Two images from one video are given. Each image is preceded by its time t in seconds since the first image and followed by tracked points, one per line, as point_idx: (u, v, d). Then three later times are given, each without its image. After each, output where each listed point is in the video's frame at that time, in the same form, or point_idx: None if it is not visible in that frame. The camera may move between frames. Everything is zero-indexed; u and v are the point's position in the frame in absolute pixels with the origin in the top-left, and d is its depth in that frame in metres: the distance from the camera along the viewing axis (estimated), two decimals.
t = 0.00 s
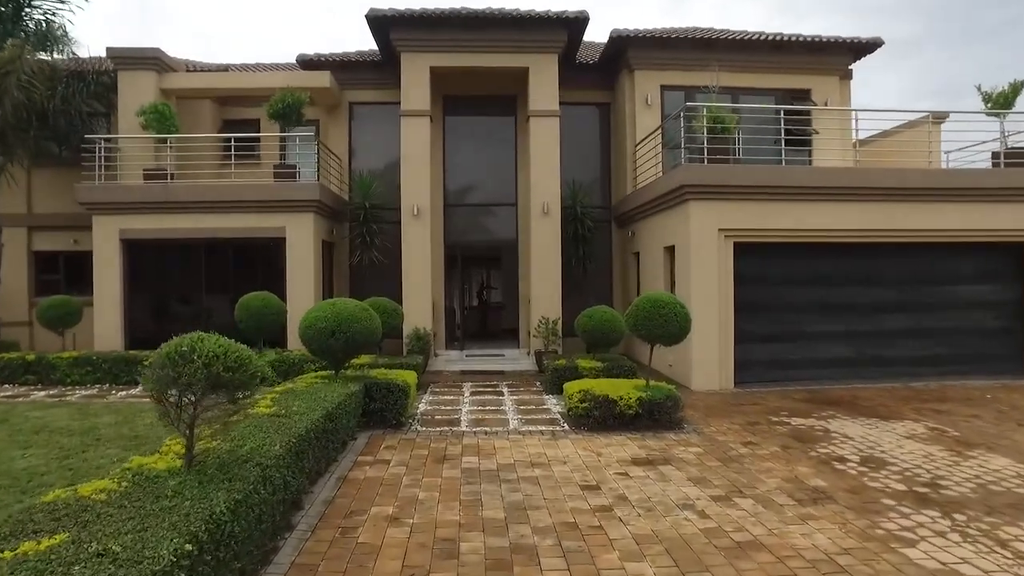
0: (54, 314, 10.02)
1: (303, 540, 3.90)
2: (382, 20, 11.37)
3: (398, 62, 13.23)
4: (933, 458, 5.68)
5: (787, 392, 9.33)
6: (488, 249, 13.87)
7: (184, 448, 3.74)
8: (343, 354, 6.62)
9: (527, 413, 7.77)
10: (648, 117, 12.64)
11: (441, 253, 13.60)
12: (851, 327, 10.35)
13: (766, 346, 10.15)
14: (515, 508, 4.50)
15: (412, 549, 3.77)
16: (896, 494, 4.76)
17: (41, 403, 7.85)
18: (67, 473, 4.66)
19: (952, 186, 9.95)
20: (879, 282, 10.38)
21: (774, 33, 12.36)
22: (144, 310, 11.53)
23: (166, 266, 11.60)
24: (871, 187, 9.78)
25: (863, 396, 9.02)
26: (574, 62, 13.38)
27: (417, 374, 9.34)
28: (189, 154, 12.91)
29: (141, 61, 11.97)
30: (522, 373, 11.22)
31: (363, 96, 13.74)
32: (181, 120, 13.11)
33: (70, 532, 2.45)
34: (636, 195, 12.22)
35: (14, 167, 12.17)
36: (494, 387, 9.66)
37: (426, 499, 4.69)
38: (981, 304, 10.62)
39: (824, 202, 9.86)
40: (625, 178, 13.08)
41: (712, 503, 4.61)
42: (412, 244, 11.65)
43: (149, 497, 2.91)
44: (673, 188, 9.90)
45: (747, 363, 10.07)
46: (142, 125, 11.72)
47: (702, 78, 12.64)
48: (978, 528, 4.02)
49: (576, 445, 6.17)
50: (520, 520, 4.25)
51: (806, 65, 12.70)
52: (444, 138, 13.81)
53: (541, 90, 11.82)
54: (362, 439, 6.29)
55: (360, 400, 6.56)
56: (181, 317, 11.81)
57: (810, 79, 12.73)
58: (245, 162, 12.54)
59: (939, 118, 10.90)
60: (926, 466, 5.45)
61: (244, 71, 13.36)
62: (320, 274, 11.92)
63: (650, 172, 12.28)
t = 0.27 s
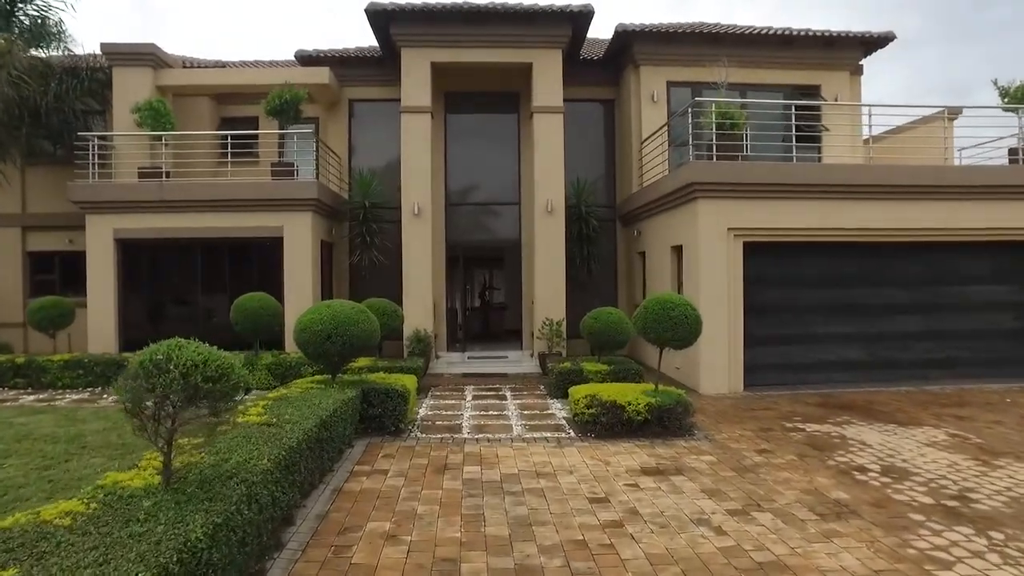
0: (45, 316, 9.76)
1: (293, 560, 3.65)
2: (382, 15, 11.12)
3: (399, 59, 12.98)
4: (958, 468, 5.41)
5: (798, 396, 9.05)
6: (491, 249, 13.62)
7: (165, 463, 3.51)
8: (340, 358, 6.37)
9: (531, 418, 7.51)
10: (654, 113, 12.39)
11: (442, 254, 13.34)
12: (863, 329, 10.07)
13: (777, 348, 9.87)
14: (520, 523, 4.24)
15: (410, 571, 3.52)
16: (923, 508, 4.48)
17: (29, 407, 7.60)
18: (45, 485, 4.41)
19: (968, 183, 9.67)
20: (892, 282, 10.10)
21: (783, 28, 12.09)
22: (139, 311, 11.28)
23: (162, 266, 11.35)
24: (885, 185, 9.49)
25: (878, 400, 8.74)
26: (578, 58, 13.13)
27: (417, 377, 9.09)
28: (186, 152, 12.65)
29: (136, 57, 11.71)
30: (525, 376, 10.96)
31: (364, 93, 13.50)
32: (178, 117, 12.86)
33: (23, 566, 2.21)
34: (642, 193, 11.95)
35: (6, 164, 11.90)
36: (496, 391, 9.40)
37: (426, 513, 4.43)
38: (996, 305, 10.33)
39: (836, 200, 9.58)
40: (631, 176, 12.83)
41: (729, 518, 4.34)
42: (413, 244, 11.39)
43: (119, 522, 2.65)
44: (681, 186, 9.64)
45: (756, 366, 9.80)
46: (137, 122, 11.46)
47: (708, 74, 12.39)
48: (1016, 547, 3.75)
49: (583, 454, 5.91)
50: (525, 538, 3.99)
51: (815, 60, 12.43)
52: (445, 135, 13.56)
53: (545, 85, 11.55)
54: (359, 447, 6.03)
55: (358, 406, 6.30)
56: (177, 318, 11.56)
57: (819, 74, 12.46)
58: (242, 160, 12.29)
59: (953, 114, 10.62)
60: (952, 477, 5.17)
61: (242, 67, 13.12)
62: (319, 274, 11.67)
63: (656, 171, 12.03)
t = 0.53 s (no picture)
0: (34, 316, 9.52)
1: None
2: (381, 8, 10.88)
3: (398, 54, 12.74)
4: (983, 476, 5.15)
5: (808, 398, 8.80)
6: (491, 248, 13.37)
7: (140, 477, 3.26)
8: (335, 360, 6.13)
9: (533, 422, 7.26)
10: (658, 109, 12.16)
11: (442, 253, 13.09)
12: (873, 329, 9.81)
13: (785, 349, 9.60)
14: (522, 538, 3.99)
15: None
16: (950, 521, 4.23)
17: (15, 411, 7.36)
18: (20, 496, 4.16)
19: (982, 179, 9.40)
20: (903, 281, 9.84)
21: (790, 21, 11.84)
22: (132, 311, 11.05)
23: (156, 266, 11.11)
24: (897, 181, 9.24)
25: (891, 403, 8.48)
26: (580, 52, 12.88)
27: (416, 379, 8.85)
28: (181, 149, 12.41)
29: (129, 52, 11.47)
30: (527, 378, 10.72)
31: (362, 89, 13.26)
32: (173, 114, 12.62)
33: None
34: (646, 191, 11.70)
35: None
36: (497, 393, 9.16)
37: (422, 527, 4.17)
38: (1010, 305, 10.07)
39: (846, 197, 9.32)
40: (634, 173, 12.59)
41: (745, 532, 4.09)
42: (412, 243, 11.14)
43: (79, 548, 2.41)
44: (687, 183, 9.39)
45: (764, 368, 9.54)
46: (130, 118, 11.22)
47: (714, 69, 12.14)
48: None
49: (588, 461, 5.66)
50: (529, 555, 3.74)
51: (823, 55, 12.17)
52: (445, 132, 13.32)
53: (548, 80, 11.30)
54: (355, 454, 5.78)
55: (354, 410, 6.05)
56: (172, 319, 11.31)
57: (827, 69, 12.21)
58: (238, 157, 12.06)
59: (965, 108, 10.36)
60: (978, 486, 4.91)
61: (238, 63, 12.89)
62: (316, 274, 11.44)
63: (661, 168, 11.79)
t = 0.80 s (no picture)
0: (21, 317, 9.24)
1: None
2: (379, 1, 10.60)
3: (397, 48, 12.46)
4: (1013, 488, 4.85)
5: (820, 402, 8.50)
6: (492, 248, 13.09)
7: (106, 496, 3.03)
8: (328, 364, 5.85)
9: (535, 429, 6.97)
10: (663, 105, 11.88)
11: (442, 253, 12.81)
12: (885, 331, 9.52)
13: (794, 351, 9.31)
14: (526, 558, 3.70)
15: None
16: (984, 539, 3.94)
17: None
18: None
19: (999, 176, 9.10)
20: (916, 282, 9.54)
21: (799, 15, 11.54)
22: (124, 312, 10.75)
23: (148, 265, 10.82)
24: (910, 178, 8.95)
25: (906, 407, 8.18)
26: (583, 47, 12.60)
27: (414, 383, 8.56)
28: (175, 146, 12.13)
29: (121, 46, 11.17)
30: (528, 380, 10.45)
31: (360, 85, 12.97)
32: (168, 110, 12.34)
33: None
34: (650, 189, 11.40)
35: None
36: (498, 397, 8.87)
37: (418, 545, 3.88)
38: None
39: (858, 194, 9.03)
40: (639, 170, 12.29)
41: (764, 551, 3.80)
42: (412, 242, 10.86)
43: None
44: (694, 180, 9.11)
45: (773, 370, 9.25)
46: (122, 114, 10.93)
47: (720, 64, 11.85)
48: None
49: (594, 471, 5.37)
50: None
51: (832, 49, 11.86)
52: (445, 128, 13.03)
53: (550, 75, 11.01)
54: (348, 463, 5.50)
55: (348, 417, 5.78)
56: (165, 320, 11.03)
57: (837, 63, 11.90)
58: (233, 154, 11.77)
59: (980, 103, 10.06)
60: (1008, 499, 4.62)
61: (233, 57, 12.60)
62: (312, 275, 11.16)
63: (667, 165, 11.49)
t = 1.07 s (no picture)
0: (7, 317, 8.93)
1: None
2: None
3: (395, 42, 12.18)
4: None
5: (833, 405, 8.20)
6: (494, 246, 12.80)
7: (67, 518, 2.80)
8: (321, 367, 5.56)
9: (539, 435, 6.67)
10: (669, 100, 11.58)
11: (442, 252, 12.52)
12: (900, 332, 9.21)
13: (806, 353, 9.01)
14: None
15: None
16: None
17: None
18: None
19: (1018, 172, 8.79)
20: (931, 281, 9.23)
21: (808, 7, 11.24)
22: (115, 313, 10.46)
23: (140, 264, 10.53)
24: (926, 174, 8.65)
25: (923, 411, 7.87)
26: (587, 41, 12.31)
27: (413, 386, 8.27)
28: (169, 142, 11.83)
29: (112, 39, 10.88)
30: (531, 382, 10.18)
31: (358, 80, 12.69)
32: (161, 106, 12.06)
33: None
34: (656, 186, 11.11)
35: None
36: (500, 400, 8.57)
37: (414, 565, 3.59)
38: None
39: (872, 191, 8.72)
40: (644, 167, 11.99)
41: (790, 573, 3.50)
42: (411, 241, 10.57)
43: None
44: (702, 176, 8.82)
45: (784, 372, 8.94)
46: (114, 108, 10.65)
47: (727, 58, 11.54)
48: None
49: (602, 481, 5.08)
50: None
51: (843, 42, 11.55)
52: (445, 124, 12.73)
53: (553, 68, 10.71)
54: (342, 473, 5.21)
55: (343, 423, 5.49)
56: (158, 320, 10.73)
57: (848, 57, 11.59)
58: (228, 150, 11.48)
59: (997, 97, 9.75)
60: None
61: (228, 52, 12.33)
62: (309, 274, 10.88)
63: (673, 161, 11.20)
